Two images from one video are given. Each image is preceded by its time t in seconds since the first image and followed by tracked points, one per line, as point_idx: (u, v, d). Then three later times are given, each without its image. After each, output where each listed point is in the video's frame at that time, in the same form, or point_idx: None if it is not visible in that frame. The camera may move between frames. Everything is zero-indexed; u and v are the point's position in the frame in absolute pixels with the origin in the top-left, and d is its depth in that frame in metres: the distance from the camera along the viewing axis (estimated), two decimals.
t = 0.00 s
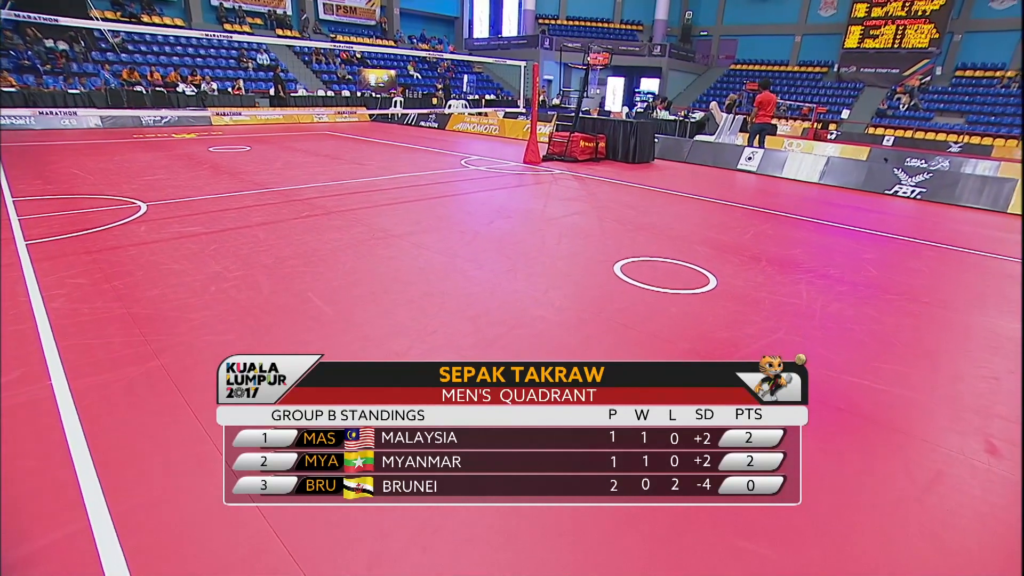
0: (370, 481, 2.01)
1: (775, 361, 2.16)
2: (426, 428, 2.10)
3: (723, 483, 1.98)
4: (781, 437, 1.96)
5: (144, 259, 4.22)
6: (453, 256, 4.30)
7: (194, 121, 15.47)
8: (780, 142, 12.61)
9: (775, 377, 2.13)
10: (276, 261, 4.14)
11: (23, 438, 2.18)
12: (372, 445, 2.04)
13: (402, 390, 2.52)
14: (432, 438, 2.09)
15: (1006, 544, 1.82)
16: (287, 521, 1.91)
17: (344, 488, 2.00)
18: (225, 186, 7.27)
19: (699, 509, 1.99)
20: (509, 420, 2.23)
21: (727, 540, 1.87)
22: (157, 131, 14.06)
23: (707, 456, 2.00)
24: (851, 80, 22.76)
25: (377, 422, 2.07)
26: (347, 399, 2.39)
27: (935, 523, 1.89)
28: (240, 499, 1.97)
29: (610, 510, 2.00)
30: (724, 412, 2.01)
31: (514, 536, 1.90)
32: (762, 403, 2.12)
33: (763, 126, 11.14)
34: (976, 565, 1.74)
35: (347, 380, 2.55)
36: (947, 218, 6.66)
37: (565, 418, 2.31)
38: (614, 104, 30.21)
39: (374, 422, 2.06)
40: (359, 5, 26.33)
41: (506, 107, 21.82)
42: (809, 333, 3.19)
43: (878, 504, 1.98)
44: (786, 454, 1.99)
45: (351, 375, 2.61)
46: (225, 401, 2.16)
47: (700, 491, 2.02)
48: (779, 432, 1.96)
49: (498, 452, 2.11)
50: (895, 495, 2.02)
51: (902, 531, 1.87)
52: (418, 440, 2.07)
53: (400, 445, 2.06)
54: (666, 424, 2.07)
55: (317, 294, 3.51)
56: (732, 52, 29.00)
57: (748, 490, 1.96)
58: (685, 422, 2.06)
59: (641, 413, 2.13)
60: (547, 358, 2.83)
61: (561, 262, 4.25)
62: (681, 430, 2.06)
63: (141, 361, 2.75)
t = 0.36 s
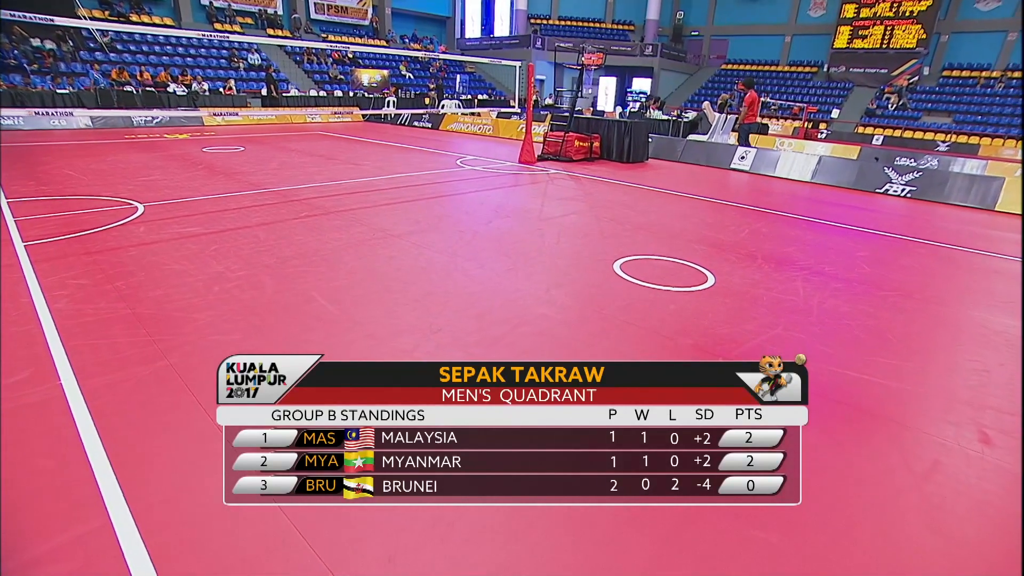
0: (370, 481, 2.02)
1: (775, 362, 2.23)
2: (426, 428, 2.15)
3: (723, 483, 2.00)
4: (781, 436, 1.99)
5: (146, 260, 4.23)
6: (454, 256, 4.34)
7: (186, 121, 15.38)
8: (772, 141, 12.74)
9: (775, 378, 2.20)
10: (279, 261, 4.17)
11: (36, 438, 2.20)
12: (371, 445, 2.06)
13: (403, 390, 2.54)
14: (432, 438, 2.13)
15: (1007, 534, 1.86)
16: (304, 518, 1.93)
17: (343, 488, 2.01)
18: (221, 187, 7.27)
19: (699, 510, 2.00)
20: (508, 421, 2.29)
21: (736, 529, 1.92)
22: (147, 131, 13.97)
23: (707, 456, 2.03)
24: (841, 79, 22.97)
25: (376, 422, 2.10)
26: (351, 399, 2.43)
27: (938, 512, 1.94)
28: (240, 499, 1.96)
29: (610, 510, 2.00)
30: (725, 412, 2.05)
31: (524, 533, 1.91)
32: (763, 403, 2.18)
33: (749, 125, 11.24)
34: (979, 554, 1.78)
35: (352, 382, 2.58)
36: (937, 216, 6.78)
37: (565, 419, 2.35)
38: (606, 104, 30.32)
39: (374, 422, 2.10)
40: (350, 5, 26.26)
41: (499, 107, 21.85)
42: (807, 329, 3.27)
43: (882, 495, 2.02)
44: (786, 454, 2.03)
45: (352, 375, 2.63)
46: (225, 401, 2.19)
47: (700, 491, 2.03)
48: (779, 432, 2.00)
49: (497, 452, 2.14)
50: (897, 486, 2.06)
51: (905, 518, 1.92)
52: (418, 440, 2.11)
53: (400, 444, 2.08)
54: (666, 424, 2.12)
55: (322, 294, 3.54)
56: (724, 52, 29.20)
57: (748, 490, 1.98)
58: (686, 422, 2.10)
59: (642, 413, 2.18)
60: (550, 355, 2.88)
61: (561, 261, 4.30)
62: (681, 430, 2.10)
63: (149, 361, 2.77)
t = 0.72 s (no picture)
0: (380, 478, 2.06)
1: (776, 363, 2.30)
2: (426, 428, 2.18)
3: (723, 483, 2.04)
4: (781, 436, 2.03)
5: (149, 261, 4.25)
6: (456, 256, 4.38)
7: (180, 122, 15.31)
8: (767, 141, 12.85)
9: (776, 378, 2.27)
10: (283, 262, 4.20)
11: (54, 436, 2.23)
12: (372, 445, 2.09)
13: (404, 390, 2.57)
14: (432, 438, 2.16)
15: (1001, 525, 1.92)
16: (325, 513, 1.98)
17: (344, 488, 2.03)
18: (220, 187, 7.28)
19: (708, 501, 2.04)
20: (509, 421, 2.33)
21: (744, 518, 1.99)
22: (142, 132, 13.93)
23: (707, 456, 2.07)
24: (833, 79, 23.12)
25: (377, 422, 2.13)
26: (355, 399, 2.47)
27: (935, 502, 2.00)
28: (240, 499, 1.98)
29: (610, 510, 2.02)
30: (725, 412, 2.10)
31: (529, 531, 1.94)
32: (763, 404, 2.24)
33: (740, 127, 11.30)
34: (975, 546, 1.83)
35: (355, 382, 2.62)
36: (928, 215, 6.89)
37: (566, 419, 2.38)
38: (600, 103, 30.38)
39: (375, 422, 2.13)
40: (344, 5, 26.22)
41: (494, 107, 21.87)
42: (805, 325, 3.34)
43: (883, 487, 2.08)
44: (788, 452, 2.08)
45: (354, 375, 2.66)
46: (225, 401, 2.23)
47: (700, 491, 2.07)
48: (778, 432, 2.04)
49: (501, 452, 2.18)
50: (896, 478, 2.12)
51: (905, 508, 1.99)
52: (418, 440, 2.13)
53: (400, 445, 2.11)
54: (667, 424, 2.17)
55: (328, 293, 3.58)
56: (717, 52, 29.34)
57: (749, 490, 2.02)
58: (686, 422, 2.15)
59: (642, 413, 2.25)
60: (555, 353, 2.94)
61: (563, 260, 4.36)
62: (682, 430, 2.15)
63: (161, 361, 2.80)
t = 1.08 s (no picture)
0: (398, 472, 2.08)
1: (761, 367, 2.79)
2: (425, 426, 2.35)
3: (721, 482, 2.11)
4: (777, 436, 2.35)
5: (154, 263, 4.27)
6: (460, 256, 4.42)
7: (175, 122, 15.27)
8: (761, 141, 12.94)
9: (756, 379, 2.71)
10: (288, 263, 4.23)
11: (74, 434, 2.25)
12: (371, 446, 2.23)
13: (410, 388, 2.59)
14: (432, 437, 2.29)
15: (997, 516, 1.98)
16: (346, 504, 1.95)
17: (344, 488, 2.02)
18: (220, 189, 7.30)
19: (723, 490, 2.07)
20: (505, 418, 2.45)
21: (751, 510, 1.97)
22: (138, 133, 13.92)
23: (706, 457, 2.24)
24: (826, 79, 23.29)
25: (375, 423, 2.35)
26: (363, 394, 2.53)
27: (933, 494, 2.06)
28: (249, 496, 1.96)
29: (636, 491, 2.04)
30: (723, 415, 2.48)
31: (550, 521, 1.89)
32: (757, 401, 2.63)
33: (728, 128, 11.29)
34: (975, 535, 1.88)
35: (364, 379, 2.64)
36: (922, 214, 6.99)
37: (570, 417, 2.44)
38: (595, 104, 30.46)
39: (373, 423, 2.35)
40: (338, 5, 26.23)
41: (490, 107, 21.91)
42: (806, 324, 3.41)
43: (883, 478, 2.14)
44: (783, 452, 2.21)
45: (361, 373, 2.71)
46: (225, 399, 2.51)
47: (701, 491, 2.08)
48: (774, 433, 2.36)
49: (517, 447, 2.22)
50: (895, 470, 2.18)
51: (906, 497, 2.04)
52: (417, 438, 2.27)
53: (399, 443, 2.25)
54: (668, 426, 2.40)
55: (335, 295, 3.61)
56: (711, 52, 29.47)
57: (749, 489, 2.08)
58: (684, 425, 2.40)
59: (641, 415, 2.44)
60: (562, 350, 2.99)
61: (565, 260, 4.41)
62: (681, 431, 2.37)
63: (174, 362, 2.82)
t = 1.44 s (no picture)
0: (414, 469, 2.13)
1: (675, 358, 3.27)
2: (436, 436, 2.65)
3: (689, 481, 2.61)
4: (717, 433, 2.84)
5: (161, 265, 4.31)
6: (465, 258, 4.48)
7: (173, 123, 15.26)
8: (758, 141, 12.98)
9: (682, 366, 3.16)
10: (294, 266, 4.27)
11: (94, 434, 2.30)
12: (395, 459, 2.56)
13: (422, 387, 2.64)
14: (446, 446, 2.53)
15: (994, 510, 2.04)
16: (365, 500, 1.98)
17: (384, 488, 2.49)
18: (222, 191, 7.33)
19: (731, 484, 2.12)
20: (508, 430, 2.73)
21: (756, 505, 2.02)
22: (136, 133, 13.91)
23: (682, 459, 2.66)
24: (822, 80, 23.41)
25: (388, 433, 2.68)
26: (374, 392, 2.58)
27: (932, 488, 2.13)
28: (274, 495, 2.00)
29: (647, 487, 2.09)
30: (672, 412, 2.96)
31: (565, 517, 1.93)
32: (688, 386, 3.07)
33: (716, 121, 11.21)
34: (972, 528, 1.95)
35: (374, 378, 2.69)
36: (918, 215, 7.07)
37: (582, 414, 2.48)
38: (592, 104, 30.51)
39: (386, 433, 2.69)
40: (335, 6, 26.23)
41: (487, 108, 21.95)
42: (806, 324, 3.47)
43: (883, 473, 2.20)
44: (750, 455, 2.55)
45: (375, 372, 2.76)
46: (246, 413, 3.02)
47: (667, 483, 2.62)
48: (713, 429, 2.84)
49: (530, 445, 2.26)
50: (895, 465, 2.25)
51: (906, 491, 2.11)
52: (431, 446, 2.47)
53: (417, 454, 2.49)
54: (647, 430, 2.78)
55: (344, 296, 3.66)
56: (708, 52, 29.54)
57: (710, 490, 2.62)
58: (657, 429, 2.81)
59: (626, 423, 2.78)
60: (569, 349, 3.04)
61: (569, 261, 4.47)
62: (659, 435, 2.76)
63: (188, 363, 2.86)
